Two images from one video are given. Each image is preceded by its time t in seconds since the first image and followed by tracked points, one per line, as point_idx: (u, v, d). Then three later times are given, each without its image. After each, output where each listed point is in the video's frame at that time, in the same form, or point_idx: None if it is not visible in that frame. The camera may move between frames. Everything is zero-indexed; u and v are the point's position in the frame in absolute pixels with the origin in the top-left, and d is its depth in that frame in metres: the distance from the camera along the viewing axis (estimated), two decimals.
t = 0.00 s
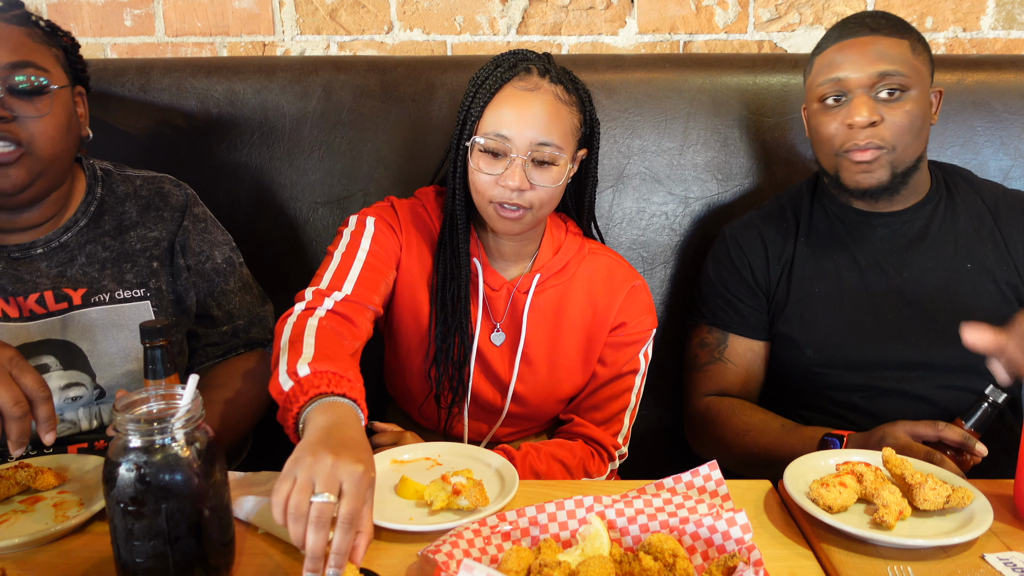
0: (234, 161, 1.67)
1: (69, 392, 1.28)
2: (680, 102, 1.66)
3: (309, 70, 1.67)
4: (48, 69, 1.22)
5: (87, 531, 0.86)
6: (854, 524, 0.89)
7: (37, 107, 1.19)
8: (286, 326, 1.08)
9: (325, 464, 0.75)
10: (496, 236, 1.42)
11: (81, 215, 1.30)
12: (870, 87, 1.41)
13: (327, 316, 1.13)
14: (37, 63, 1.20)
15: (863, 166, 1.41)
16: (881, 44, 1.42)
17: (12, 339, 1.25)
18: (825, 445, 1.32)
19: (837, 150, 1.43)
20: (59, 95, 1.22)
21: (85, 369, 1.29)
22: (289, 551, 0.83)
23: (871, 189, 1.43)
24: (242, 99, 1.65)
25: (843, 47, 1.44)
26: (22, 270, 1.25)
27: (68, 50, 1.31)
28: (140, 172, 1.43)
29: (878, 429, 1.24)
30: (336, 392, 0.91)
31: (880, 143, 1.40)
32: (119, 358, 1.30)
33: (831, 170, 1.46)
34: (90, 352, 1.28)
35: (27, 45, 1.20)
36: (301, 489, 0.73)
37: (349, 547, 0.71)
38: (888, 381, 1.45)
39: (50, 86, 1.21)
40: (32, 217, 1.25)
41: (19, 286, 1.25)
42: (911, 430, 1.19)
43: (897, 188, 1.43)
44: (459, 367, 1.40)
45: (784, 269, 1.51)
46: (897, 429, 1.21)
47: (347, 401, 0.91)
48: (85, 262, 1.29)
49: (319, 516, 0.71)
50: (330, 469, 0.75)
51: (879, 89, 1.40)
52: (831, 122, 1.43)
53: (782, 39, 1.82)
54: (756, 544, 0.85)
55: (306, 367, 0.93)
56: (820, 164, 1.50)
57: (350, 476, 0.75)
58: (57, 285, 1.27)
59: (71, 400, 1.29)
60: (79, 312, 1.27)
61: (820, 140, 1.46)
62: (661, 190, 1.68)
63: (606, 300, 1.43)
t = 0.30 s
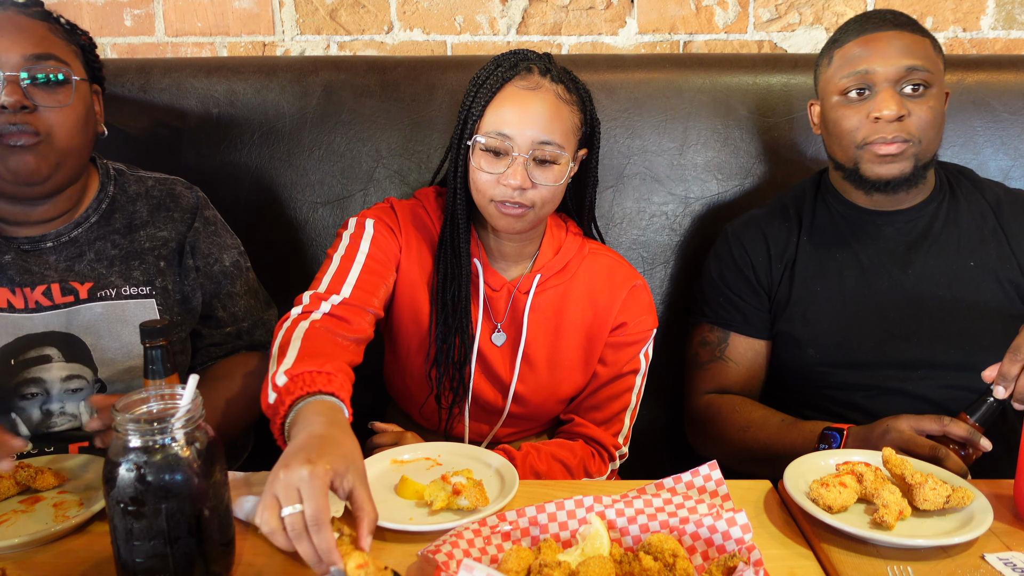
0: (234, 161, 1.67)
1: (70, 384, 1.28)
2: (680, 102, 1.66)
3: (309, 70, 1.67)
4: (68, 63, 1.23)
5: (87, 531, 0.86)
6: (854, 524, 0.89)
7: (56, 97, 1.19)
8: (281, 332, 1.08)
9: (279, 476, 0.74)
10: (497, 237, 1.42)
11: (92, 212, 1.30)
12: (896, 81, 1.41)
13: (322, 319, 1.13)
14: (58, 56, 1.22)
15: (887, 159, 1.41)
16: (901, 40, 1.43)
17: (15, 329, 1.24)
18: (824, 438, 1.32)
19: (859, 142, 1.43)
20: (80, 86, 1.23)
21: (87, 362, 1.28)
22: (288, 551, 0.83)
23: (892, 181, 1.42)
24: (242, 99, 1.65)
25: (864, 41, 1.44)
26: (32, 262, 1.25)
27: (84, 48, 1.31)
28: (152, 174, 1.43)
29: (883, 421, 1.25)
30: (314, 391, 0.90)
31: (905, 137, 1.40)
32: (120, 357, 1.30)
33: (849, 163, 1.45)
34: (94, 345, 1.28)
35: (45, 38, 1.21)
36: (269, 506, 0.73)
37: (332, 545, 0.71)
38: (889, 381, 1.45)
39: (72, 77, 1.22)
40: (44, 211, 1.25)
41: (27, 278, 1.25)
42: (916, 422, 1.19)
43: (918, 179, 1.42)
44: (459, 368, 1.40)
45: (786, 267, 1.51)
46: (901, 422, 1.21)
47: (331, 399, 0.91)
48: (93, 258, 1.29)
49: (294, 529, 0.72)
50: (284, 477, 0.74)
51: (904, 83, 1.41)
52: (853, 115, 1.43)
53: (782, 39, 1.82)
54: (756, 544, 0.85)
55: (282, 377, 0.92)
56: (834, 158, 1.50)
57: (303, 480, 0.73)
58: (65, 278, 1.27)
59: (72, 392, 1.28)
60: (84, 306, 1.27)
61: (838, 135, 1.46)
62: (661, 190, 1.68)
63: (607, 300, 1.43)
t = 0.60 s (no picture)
0: (235, 161, 1.67)
1: (64, 379, 1.28)
2: (680, 102, 1.66)
3: (309, 71, 1.67)
4: (70, 60, 1.24)
5: (88, 531, 0.86)
6: (854, 524, 0.89)
7: (58, 96, 1.21)
8: (284, 326, 1.08)
9: (321, 460, 0.74)
10: (497, 236, 1.42)
11: (89, 207, 1.30)
12: (919, 79, 1.39)
13: (325, 316, 1.12)
14: (60, 55, 1.22)
15: (908, 157, 1.39)
16: (922, 39, 1.41)
17: (9, 325, 1.25)
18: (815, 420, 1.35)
19: (879, 139, 1.41)
20: (81, 83, 1.24)
21: (80, 358, 1.28)
22: (288, 551, 0.83)
23: (912, 179, 1.41)
24: (242, 99, 1.65)
25: (887, 38, 1.42)
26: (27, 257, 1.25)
27: (82, 47, 1.31)
28: (151, 170, 1.43)
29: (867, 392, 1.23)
30: (333, 390, 0.91)
31: (927, 135, 1.38)
32: (118, 354, 1.30)
33: (868, 159, 1.44)
34: (87, 341, 1.28)
35: (44, 37, 1.21)
36: (301, 484, 0.72)
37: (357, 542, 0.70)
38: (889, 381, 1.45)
39: (74, 74, 1.23)
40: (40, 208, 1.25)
41: (25, 271, 1.25)
42: (899, 392, 1.17)
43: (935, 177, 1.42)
44: (459, 367, 1.40)
45: (794, 265, 1.51)
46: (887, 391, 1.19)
47: (346, 399, 0.91)
48: (89, 252, 1.29)
49: (322, 513, 0.70)
50: (328, 464, 0.74)
51: (927, 82, 1.39)
52: (873, 112, 1.42)
53: (782, 38, 1.82)
54: (756, 544, 0.85)
55: (302, 367, 0.93)
56: (851, 154, 1.48)
57: (348, 471, 0.73)
58: (59, 272, 1.27)
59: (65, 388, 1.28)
60: (77, 301, 1.27)
61: (857, 130, 1.45)
62: (661, 190, 1.68)
63: (606, 299, 1.43)
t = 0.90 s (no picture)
0: (235, 161, 1.67)
1: (52, 378, 1.28)
2: (680, 103, 1.66)
3: (309, 70, 1.67)
4: (50, 61, 1.26)
5: (88, 531, 0.86)
6: (854, 524, 0.89)
7: (45, 98, 1.23)
8: (285, 329, 1.07)
9: (307, 477, 0.73)
10: (498, 236, 1.43)
11: (74, 205, 1.31)
12: (974, 77, 1.27)
13: (327, 316, 1.12)
14: (41, 56, 1.24)
15: (958, 156, 1.28)
16: (975, 36, 1.30)
17: None
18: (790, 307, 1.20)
19: (927, 136, 1.30)
20: (63, 83, 1.27)
21: (69, 357, 1.28)
22: (288, 551, 0.83)
23: (957, 178, 1.32)
24: (242, 99, 1.65)
25: (943, 33, 1.31)
26: (11, 256, 1.26)
27: (56, 42, 1.32)
28: (137, 166, 1.43)
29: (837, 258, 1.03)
30: (329, 395, 0.90)
31: (979, 134, 1.28)
32: (112, 351, 1.30)
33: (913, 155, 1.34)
34: (76, 340, 1.28)
35: (24, 36, 1.23)
36: (289, 505, 0.72)
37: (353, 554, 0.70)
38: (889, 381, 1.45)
39: (56, 74, 1.25)
40: (23, 209, 1.27)
41: (7, 272, 1.25)
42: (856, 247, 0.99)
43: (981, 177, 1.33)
44: (461, 368, 1.39)
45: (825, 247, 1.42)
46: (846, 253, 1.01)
47: (344, 404, 0.90)
48: (74, 250, 1.29)
49: (313, 532, 0.70)
50: (313, 478, 0.73)
51: (982, 80, 1.27)
52: (923, 108, 1.30)
53: (782, 38, 1.82)
54: (756, 544, 0.85)
55: (297, 374, 0.92)
56: (895, 149, 1.38)
57: (331, 484, 0.73)
58: (44, 272, 1.27)
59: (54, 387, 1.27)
60: (63, 300, 1.27)
61: (903, 126, 1.34)
62: (661, 190, 1.68)
63: (607, 299, 1.43)
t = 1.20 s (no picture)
0: (235, 161, 1.67)
1: (51, 376, 1.28)
2: (680, 103, 1.66)
3: (309, 71, 1.67)
4: (38, 66, 1.26)
5: (87, 531, 0.86)
6: (854, 524, 0.89)
7: (36, 105, 1.23)
8: (282, 331, 1.08)
9: (292, 492, 0.74)
10: (498, 236, 1.43)
11: (68, 204, 1.30)
12: None
13: (324, 317, 1.12)
14: (31, 61, 1.24)
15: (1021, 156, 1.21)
16: None
17: None
18: (833, 317, 0.93)
19: (989, 134, 1.23)
20: (53, 88, 1.27)
21: (69, 356, 1.28)
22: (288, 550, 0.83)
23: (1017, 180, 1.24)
24: (243, 99, 1.65)
25: (1010, 30, 1.23)
26: (6, 256, 1.26)
27: (42, 42, 1.32)
28: (131, 165, 1.43)
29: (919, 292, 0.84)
30: (316, 397, 0.89)
31: None
32: (111, 351, 1.30)
33: (973, 155, 1.26)
34: (74, 339, 1.28)
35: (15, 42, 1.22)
36: (289, 524, 0.73)
37: (359, 544, 0.70)
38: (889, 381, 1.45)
39: (46, 80, 1.25)
40: (14, 213, 1.27)
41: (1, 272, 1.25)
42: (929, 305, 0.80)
43: None
44: (461, 369, 1.39)
45: (871, 236, 1.38)
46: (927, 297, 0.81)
47: (339, 405, 0.90)
48: (68, 250, 1.29)
49: (315, 540, 0.71)
50: (299, 491, 0.74)
51: None
52: (986, 105, 1.23)
53: (782, 38, 1.82)
54: (756, 544, 0.85)
55: (288, 382, 0.92)
56: (950, 149, 1.29)
57: (315, 489, 0.73)
58: (39, 272, 1.27)
59: (53, 385, 1.27)
60: (60, 300, 1.27)
61: (963, 123, 1.26)
62: (661, 190, 1.68)
63: (607, 299, 1.43)
